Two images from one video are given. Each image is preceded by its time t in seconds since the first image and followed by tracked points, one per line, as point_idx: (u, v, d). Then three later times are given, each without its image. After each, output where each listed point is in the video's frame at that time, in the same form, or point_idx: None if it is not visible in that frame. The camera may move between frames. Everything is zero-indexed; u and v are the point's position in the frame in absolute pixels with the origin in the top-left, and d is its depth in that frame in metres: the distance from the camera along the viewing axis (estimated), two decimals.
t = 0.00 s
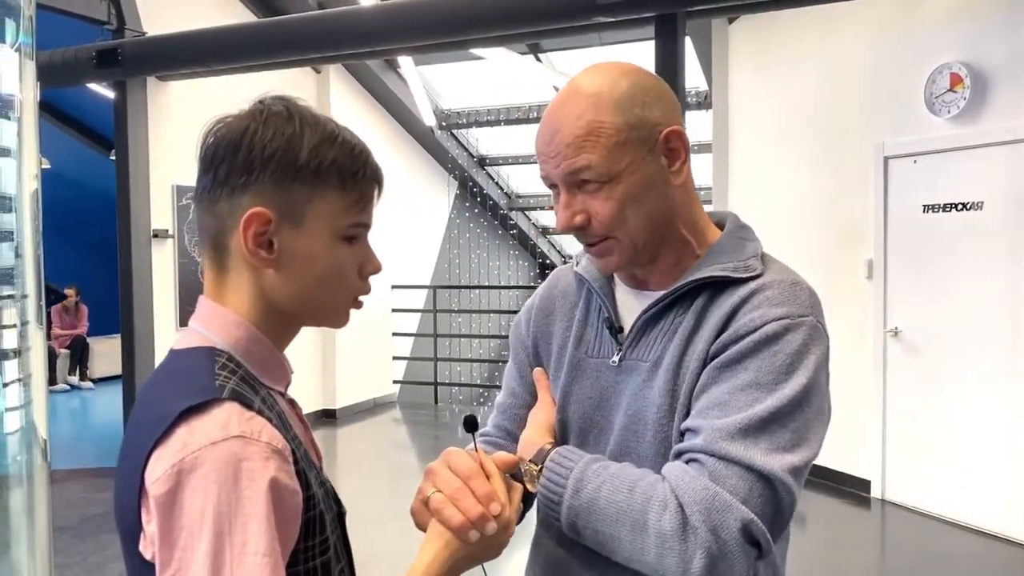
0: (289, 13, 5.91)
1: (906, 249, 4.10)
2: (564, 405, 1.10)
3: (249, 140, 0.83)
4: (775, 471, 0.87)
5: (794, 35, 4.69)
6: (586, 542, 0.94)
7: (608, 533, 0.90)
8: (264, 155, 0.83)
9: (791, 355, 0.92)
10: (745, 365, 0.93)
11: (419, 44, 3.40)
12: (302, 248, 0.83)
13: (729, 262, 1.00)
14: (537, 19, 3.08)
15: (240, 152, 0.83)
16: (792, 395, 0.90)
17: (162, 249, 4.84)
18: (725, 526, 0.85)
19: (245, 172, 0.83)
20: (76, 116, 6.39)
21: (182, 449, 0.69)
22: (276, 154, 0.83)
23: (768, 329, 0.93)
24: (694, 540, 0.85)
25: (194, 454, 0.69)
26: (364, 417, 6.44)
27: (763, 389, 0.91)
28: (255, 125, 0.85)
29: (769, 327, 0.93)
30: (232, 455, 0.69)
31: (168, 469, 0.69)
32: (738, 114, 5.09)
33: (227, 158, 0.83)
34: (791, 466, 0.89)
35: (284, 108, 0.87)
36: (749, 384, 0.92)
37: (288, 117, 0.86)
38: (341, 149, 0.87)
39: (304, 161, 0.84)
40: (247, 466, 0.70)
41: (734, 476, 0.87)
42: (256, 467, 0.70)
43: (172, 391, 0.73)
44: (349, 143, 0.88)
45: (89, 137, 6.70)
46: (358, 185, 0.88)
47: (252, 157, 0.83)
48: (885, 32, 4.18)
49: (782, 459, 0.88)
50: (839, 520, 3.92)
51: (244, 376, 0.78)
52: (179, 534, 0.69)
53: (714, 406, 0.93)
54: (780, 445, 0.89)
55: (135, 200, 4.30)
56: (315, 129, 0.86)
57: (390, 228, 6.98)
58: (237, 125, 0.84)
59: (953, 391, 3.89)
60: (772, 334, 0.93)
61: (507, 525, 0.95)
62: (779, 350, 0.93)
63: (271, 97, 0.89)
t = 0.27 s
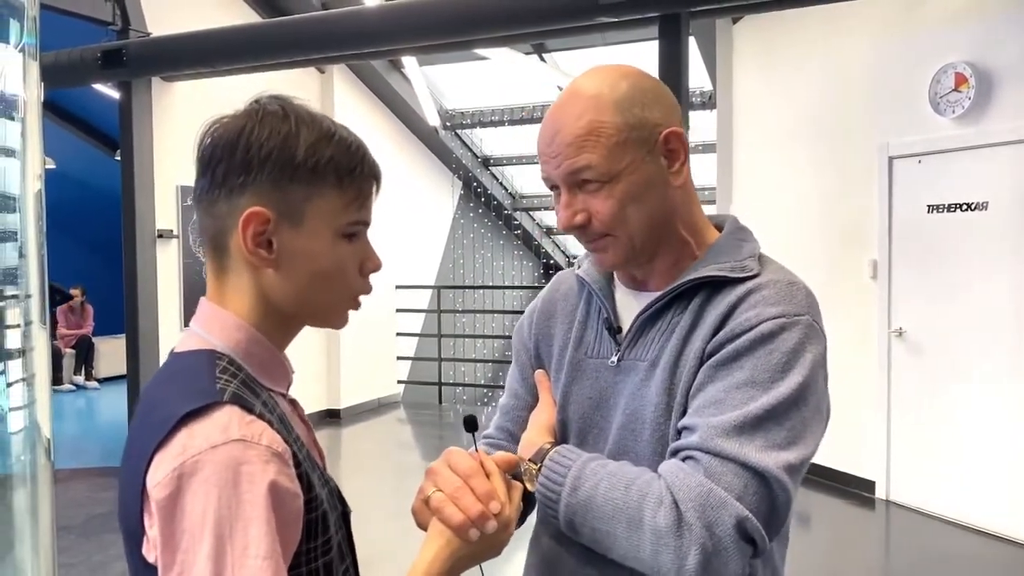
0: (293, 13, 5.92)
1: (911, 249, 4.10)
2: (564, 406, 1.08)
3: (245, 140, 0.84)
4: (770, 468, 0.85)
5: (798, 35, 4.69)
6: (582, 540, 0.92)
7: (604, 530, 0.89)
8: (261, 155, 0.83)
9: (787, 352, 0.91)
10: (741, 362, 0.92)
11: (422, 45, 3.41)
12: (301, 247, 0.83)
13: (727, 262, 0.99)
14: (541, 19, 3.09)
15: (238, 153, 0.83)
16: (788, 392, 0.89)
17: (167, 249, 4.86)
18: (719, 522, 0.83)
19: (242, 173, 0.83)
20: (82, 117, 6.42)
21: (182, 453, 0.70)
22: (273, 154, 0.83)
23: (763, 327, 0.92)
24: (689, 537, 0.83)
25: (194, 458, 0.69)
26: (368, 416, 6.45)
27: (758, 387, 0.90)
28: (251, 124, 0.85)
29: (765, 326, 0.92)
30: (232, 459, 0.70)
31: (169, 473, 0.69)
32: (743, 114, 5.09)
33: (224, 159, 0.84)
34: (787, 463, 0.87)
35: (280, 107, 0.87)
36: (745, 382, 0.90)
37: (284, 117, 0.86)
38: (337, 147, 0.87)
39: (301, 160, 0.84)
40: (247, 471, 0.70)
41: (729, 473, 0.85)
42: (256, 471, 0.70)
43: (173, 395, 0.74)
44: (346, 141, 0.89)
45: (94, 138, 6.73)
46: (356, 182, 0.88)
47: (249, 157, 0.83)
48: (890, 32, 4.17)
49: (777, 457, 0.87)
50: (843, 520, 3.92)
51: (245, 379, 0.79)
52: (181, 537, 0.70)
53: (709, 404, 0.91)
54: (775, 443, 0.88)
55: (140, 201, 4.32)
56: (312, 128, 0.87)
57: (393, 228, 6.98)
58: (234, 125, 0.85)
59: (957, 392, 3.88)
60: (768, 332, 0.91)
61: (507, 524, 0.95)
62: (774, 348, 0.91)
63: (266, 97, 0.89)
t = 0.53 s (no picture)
0: (299, 14, 5.94)
1: (915, 249, 4.09)
2: (561, 406, 1.08)
3: (242, 142, 0.84)
4: (764, 462, 0.85)
5: (803, 35, 4.69)
6: (577, 537, 0.93)
7: (598, 526, 0.90)
8: (257, 156, 0.84)
9: (780, 349, 0.91)
10: (735, 360, 0.92)
11: (427, 46, 3.43)
12: (299, 245, 0.84)
13: (722, 261, 1.00)
14: (546, 20, 3.10)
15: (234, 153, 0.84)
16: (782, 388, 0.89)
17: (174, 249, 4.90)
18: (713, 515, 0.84)
19: (239, 174, 0.84)
20: (90, 118, 6.45)
21: (180, 453, 0.71)
22: (269, 155, 0.84)
23: (757, 325, 0.92)
24: (683, 529, 0.84)
25: (192, 458, 0.71)
26: (373, 416, 6.47)
27: (752, 383, 0.90)
28: (247, 126, 0.85)
29: (757, 323, 0.92)
30: (229, 457, 0.71)
31: (167, 473, 0.71)
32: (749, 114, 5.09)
33: (222, 160, 0.84)
34: (780, 458, 0.87)
35: (274, 108, 0.88)
36: (739, 378, 0.91)
37: (279, 117, 0.87)
38: (333, 146, 0.88)
39: (297, 159, 0.84)
40: (245, 469, 0.71)
41: (723, 467, 0.86)
42: (254, 469, 0.72)
43: (173, 395, 0.75)
44: (341, 140, 0.89)
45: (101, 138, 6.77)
46: (352, 181, 0.89)
47: (246, 158, 0.84)
48: (894, 32, 4.17)
49: (771, 452, 0.87)
50: (846, 521, 3.92)
51: (245, 379, 0.80)
52: (180, 534, 0.71)
53: (704, 400, 0.91)
54: (768, 438, 0.88)
55: (147, 200, 4.34)
56: (308, 129, 0.87)
57: (398, 228, 7.00)
58: (230, 126, 0.86)
59: (962, 392, 3.88)
60: (761, 329, 0.92)
61: (505, 521, 0.96)
62: (768, 344, 0.91)
63: (260, 98, 0.90)
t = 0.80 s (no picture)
0: (307, 14, 5.96)
1: (922, 250, 4.08)
2: (559, 404, 1.08)
3: (244, 141, 0.86)
4: (759, 457, 0.86)
5: (810, 35, 4.68)
6: (573, 532, 0.93)
7: (595, 521, 0.90)
8: (259, 155, 0.85)
9: (777, 347, 0.92)
10: (731, 357, 0.93)
11: (434, 46, 3.44)
12: (301, 243, 0.85)
13: (720, 260, 1.01)
14: (553, 20, 3.10)
15: (236, 152, 0.85)
16: (778, 385, 0.90)
17: (182, 248, 4.92)
18: (708, 509, 0.84)
19: (241, 172, 0.85)
20: (99, 117, 6.48)
21: (182, 446, 0.72)
22: (271, 153, 0.85)
23: (754, 322, 0.93)
24: (678, 523, 0.84)
25: (193, 450, 0.72)
26: (379, 415, 6.49)
27: (748, 380, 0.91)
28: (249, 125, 0.87)
29: (753, 321, 0.93)
30: (229, 451, 0.72)
31: (168, 466, 0.72)
32: (756, 113, 5.08)
33: (225, 159, 0.86)
34: (775, 454, 0.88)
35: (276, 108, 0.89)
36: (735, 375, 0.91)
37: (280, 117, 0.88)
38: (334, 145, 0.89)
39: (298, 158, 0.86)
40: (243, 463, 0.72)
41: (719, 462, 0.86)
42: (252, 463, 0.73)
43: (175, 391, 0.76)
44: (342, 138, 0.90)
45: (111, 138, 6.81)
46: (353, 179, 0.90)
47: (248, 156, 0.85)
48: (902, 31, 4.16)
49: (767, 448, 0.88)
50: (852, 522, 3.91)
51: (247, 375, 0.81)
52: (180, 526, 0.72)
53: (700, 397, 0.92)
54: (764, 434, 0.89)
55: (155, 200, 4.37)
56: (308, 128, 0.88)
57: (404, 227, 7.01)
58: (232, 126, 0.87)
59: (968, 393, 3.86)
60: (757, 327, 0.93)
61: (501, 516, 0.96)
62: (764, 342, 0.92)
63: (263, 98, 0.91)
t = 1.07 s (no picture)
0: (316, 14, 5.98)
1: (931, 250, 4.07)
2: (558, 400, 1.09)
3: (238, 137, 0.86)
4: (752, 454, 0.87)
5: (819, 34, 4.67)
6: (569, 526, 0.94)
7: (591, 515, 0.91)
8: (253, 151, 0.85)
9: (773, 345, 0.92)
10: (727, 354, 0.93)
11: (442, 46, 3.45)
12: (300, 235, 0.86)
13: (717, 259, 1.01)
14: (561, 20, 3.11)
15: (232, 149, 0.85)
16: (773, 383, 0.90)
17: (191, 247, 4.95)
18: (701, 504, 0.85)
19: (237, 169, 0.85)
20: (109, 117, 6.52)
21: (187, 436, 0.73)
22: (265, 148, 0.85)
23: (750, 321, 0.93)
24: (671, 517, 0.85)
25: (198, 440, 0.73)
26: (387, 414, 6.50)
27: (744, 378, 0.91)
28: (242, 122, 0.87)
29: (751, 319, 0.93)
30: (232, 442, 0.73)
31: (173, 456, 0.73)
32: (765, 113, 5.07)
33: (220, 156, 0.86)
34: (770, 451, 0.88)
35: (267, 104, 0.89)
36: (731, 372, 0.92)
37: (273, 112, 0.88)
38: (327, 138, 0.89)
39: (292, 152, 0.86)
40: (247, 454, 0.73)
41: (713, 458, 0.87)
42: (257, 454, 0.73)
43: (180, 384, 0.77)
44: (335, 132, 0.91)
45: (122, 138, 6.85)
46: (347, 170, 0.91)
47: (243, 152, 0.85)
48: (911, 31, 4.15)
49: (761, 444, 0.88)
50: (860, 524, 3.89)
51: (251, 367, 0.82)
52: (186, 515, 0.73)
53: (696, 394, 0.92)
54: (759, 431, 0.89)
55: (165, 199, 4.39)
56: (301, 122, 0.89)
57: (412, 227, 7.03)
58: (226, 123, 0.87)
59: (977, 393, 3.84)
60: (754, 325, 0.93)
61: (500, 508, 0.95)
62: (760, 340, 0.93)
63: (254, 95, 0.91)
